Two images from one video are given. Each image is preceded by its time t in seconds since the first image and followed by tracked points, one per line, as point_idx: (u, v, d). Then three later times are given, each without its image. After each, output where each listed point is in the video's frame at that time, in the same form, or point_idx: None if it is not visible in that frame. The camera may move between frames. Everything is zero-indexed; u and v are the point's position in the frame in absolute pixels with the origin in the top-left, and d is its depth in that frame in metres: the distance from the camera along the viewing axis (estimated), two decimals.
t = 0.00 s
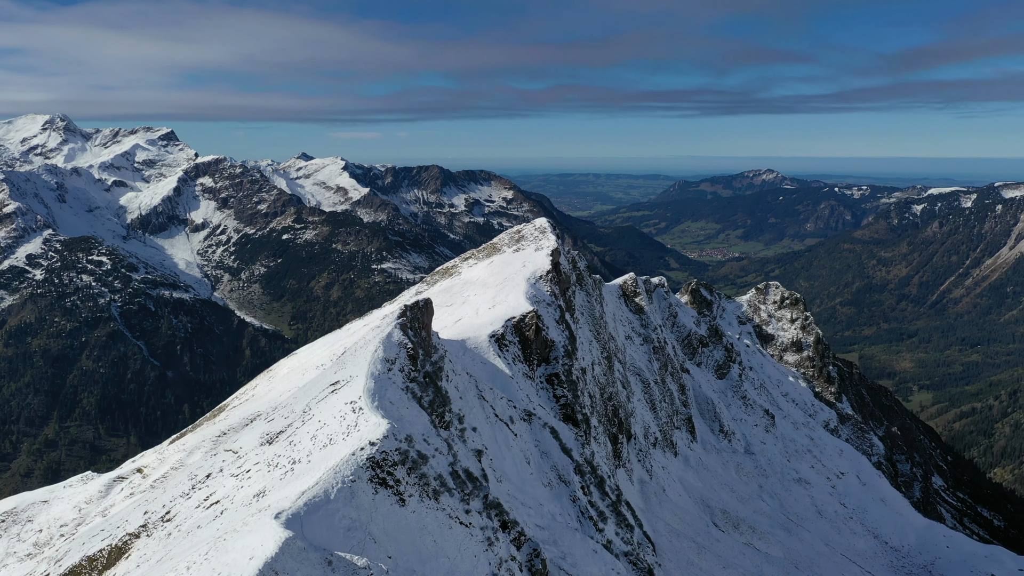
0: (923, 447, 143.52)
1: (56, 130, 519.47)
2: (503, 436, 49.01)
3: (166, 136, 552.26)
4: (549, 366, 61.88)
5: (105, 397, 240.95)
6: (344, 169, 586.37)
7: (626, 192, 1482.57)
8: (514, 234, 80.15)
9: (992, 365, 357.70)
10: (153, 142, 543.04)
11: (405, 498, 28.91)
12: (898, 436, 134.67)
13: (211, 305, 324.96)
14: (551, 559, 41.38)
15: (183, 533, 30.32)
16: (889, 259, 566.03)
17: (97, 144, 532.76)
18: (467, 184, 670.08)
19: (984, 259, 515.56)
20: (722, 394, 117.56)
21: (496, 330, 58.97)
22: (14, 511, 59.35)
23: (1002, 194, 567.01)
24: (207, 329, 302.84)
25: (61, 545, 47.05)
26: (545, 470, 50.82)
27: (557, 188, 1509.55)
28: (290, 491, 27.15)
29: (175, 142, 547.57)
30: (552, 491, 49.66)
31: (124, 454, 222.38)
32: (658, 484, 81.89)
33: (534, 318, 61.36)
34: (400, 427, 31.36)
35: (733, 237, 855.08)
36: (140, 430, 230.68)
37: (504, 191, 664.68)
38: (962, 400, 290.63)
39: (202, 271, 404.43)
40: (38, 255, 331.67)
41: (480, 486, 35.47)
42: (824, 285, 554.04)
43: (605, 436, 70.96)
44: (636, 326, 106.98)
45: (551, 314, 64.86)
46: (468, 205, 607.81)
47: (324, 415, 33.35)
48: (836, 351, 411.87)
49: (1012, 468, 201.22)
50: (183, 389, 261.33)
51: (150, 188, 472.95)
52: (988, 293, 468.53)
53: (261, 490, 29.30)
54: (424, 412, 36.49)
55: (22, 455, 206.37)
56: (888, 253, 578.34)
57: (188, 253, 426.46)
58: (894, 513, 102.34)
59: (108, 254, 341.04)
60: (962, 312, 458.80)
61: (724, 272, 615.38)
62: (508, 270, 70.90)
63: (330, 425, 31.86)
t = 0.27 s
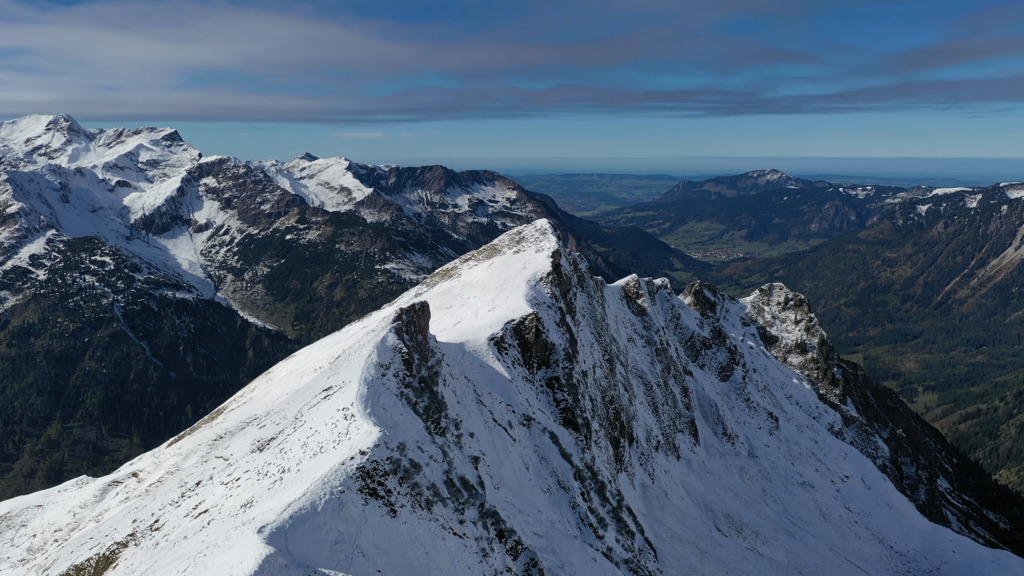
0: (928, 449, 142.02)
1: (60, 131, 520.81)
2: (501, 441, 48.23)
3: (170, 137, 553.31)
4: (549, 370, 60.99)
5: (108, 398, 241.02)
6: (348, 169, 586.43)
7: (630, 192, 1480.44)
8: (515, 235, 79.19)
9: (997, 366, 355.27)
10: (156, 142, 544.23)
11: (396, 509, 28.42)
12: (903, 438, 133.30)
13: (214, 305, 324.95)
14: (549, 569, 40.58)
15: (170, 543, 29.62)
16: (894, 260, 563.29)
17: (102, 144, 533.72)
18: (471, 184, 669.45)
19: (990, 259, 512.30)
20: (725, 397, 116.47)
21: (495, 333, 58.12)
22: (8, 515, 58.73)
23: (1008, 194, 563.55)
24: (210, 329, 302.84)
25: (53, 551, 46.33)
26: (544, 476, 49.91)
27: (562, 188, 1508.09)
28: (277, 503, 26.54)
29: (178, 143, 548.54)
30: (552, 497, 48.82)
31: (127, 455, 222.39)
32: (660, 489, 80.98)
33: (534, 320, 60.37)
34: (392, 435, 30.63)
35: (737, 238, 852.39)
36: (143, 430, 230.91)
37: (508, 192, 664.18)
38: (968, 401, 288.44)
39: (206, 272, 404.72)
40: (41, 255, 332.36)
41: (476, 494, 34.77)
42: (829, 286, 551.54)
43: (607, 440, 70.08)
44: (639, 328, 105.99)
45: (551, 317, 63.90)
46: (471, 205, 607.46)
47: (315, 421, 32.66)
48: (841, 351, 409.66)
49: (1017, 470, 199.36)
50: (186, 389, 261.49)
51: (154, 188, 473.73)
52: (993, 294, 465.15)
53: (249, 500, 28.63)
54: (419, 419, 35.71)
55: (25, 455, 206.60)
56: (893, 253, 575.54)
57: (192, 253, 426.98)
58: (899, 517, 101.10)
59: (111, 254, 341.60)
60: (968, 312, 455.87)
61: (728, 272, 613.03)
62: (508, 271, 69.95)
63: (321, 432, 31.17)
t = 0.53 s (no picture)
0: (933, 451, 140.77)
1: (64, 131, 522.01)
2: (499, 446, 47.51)
3: (173, 137, 554.21)
4: (549, 373, 60.17)
5: (110, 398, 241.34)
6: (351, 170, 586.53)
7: (634, 192, 1478.46)
8: (515, 236, 78.43)
9: (1002, 366, 353.25)
10: (160, 142, 545.16)
11: (387, 519, 27.83)
12: (907, 440, 132.11)
13: (217, 305, 324.90)
14: None
15: (158, 552, 28.98)
16: (899, 260, 560.95)
17: (105, 145, 534.66)
18: (475, 184, 668.95)
19: (994, 260, 509.47)
20: (728, 399, 115.46)
21: (494, 336, 57.49)
22: (3, 519, 58.25)
23: (1012, 195, 560.74)
24: (213, 329, 302.83)
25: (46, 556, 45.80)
26: (543, 482, 49.13)
27: (566, 188, 1506.24)
28: (264, 514, 25.98)
29: (182, 143, 549.42)
30: (551, 504, 48.04)
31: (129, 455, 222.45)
32: (662, 493, 80.09)
33: (534, 322, 59.61)
34: (385, 443, 30.00)
35: (741, 238, 849.87)
36: (146, 431, 230.87)
37: (511, 192, 663.61)
38: (972, 402, 286.51)
39: (209, 272, 405.06)
40: (44, 255, 332.93)
41: (472, 502, 34.06)
42: (833, 286, 549.25)
43: (608, 444, 69.27)
44: (641, 330, 105.09)
45: (552, 319, 63.13)
46: (475, 205, 606.89)
47: (307, 428, 31.94)
48: (845, 352, 407.73)
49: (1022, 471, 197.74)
50: (188, 390, 261.51)
51: (157, 189, 474.50)
52: (998, 294, 462.26)
53: (238, 509, 27.98)
54: (414, 425, 35.03)
55: (28, 455, 206.76)
56: (897, 254, 573.30)
57: (195, 253, 427.42)
58: (904, 521, 100.01)
59: (114, 254, 342.13)
60: (972, 313, 453.23)
61: (732, 272, 610.81)
62: (508, 273, 69.26)
63: (313, 439, 30.52)
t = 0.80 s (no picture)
0: (937, 453, 139.65)
1: (67, 131, 523.43)
2: (497, 451, 46.80)
3: (176, 137, 555.38)
4: (549, 377, 59.37)
5: (113, 398, 241.38)
6: (355, 170, 586.64)
7: (638, 192, 1475.94)
8: (516, 237, 77.74)
9: (1007, 367, 350.95)
10: (163, 142, 546.22)
11: (378, 529, 27.20)
12: (912, 443, 130.96)
13: (220, 306, 325.01)
14: None
15: (144, 562, 28.33)
16: (903, 261, 558.39)
17: (108, 145, 535.95)
18: (478, 184, 668.30)
19: (999, 260, 506.54)
20: (731, 402, 114.46)
21: (493, 338, 56.91)
22: None
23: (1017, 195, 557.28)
24: (216, 330, 302.75)
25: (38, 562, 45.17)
26: (542, 487, 48.38)
27: (569, 188, 1504.81)
28: (250, 524, 25.38)
29: (185, 143, 550.59)
30: (550, 509, 47.24)
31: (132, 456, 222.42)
32: (664, 496, 79.29)
33: (533, 325, 59.00)
34: (377, 450, 29.32)
35: (745, 238, 847.59)
36: (148, 431, 230.83)
37: (515, 192, 663.18)
38: (976, 403, 284.56)
39: (212, 272, 405.40)
40: (47, 255, 333.59)
41: (467, 510, 33.25)
42: (836, 287, 547.24)
43: (609, 447, 68.60)
44: (643, 332, 104.11)
45: (552, 321, 62.39)
46: (478, 206, 606.64)
47: (299, 434, 31.21)
48: (848, 352, 405.82)
49: None
50: (191, 390, 261.44)
51: (160, 189, 475.58)
52: (1003, 295, 459.43)
53: (225, 518, 27.29)
54: (408, 431, 34.22)
55: (30, 456, 206.95)
56: (901, 254, 570.73)
57: (198, 253, 428.08)
58: (908, 525, 98.95)
59: (117, 254, 342.64)
60: (977, 314, 450.38)
61: (736, 273, 608.73)
62: (508, 274, 68.63)
63: (304, 446, 29.83)
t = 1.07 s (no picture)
0: (942, 455, 138.41)
1: (71, 131, 524.84)
2: (495, 456, 46.10)
3: (180, 137, 556.53)
4: (549, 380, 58.66)
5: (115, 399, 241.53)
6: (358, 170, 586.59)
7: (641, 193, 1473.51)
8: (516, 238, 77.03)
9: (1013, 369, 348.60)
10: (166, 142, 547.42)
11: (369, 541, 26.52)
12: (917, 445, 129.80)
13: (222, 306, 325.06)
14: None
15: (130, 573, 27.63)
16: (907, 261, 555.74)
17: (112, 145, 537.21)
18: (481, 185, 667.77)
19: (1005, 261, 503.55)
20: (734, 404, 113.49)
21: (492, 341, 56.14)
22: None
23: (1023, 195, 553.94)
24: (218, 330, 302.70)
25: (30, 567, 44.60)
26: (541, 493, 47.61)
27: (573, 188, 1503.76)
28: (235, 536, 24.70)
29: (188, 144, 551.64)
30: (548, 515, 46.48)
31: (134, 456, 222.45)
32: (666, 500, 78.46)
33: (532, 328, 58.26)
34: (368, 459, 28.69)
35: (748, 239, 845.24)
36: (151, 431, 230.88)
37: (518, 193, 662.66)
38: (982, 405, 282.55)
39: (215, 272, 405.71)
40: (51, 255, 334.23)
41: (462, 519, 32.59)
42: (840, 288, 545.01)
43: (609, 450, 67.82)
44: (645, 333, 103.28)
45: (552, 323, 61.63)
46: (481, 206, 606.39)
47: (290, 440, 30.53)
48: (852, 353, 403.80)
49: None
50: (194, 391, 261.42)
51: (163, 189, 476.41)
52: (1008, 295, 456.57)
53: (212, 529, 26.61)
54: (402, 437, 33.54)
55: (33, 456, 207.24)
56: (906, 254, 568.11)
57: (201, 253, 428.53)
58: (913, 529, 97.83)
59: (119, 254, 343.09)
60: (982, 314, 447.49)
61: (740, 273, 606.86)
62: (508, 276, 67.94)
63: (294, 453, 29.18)
